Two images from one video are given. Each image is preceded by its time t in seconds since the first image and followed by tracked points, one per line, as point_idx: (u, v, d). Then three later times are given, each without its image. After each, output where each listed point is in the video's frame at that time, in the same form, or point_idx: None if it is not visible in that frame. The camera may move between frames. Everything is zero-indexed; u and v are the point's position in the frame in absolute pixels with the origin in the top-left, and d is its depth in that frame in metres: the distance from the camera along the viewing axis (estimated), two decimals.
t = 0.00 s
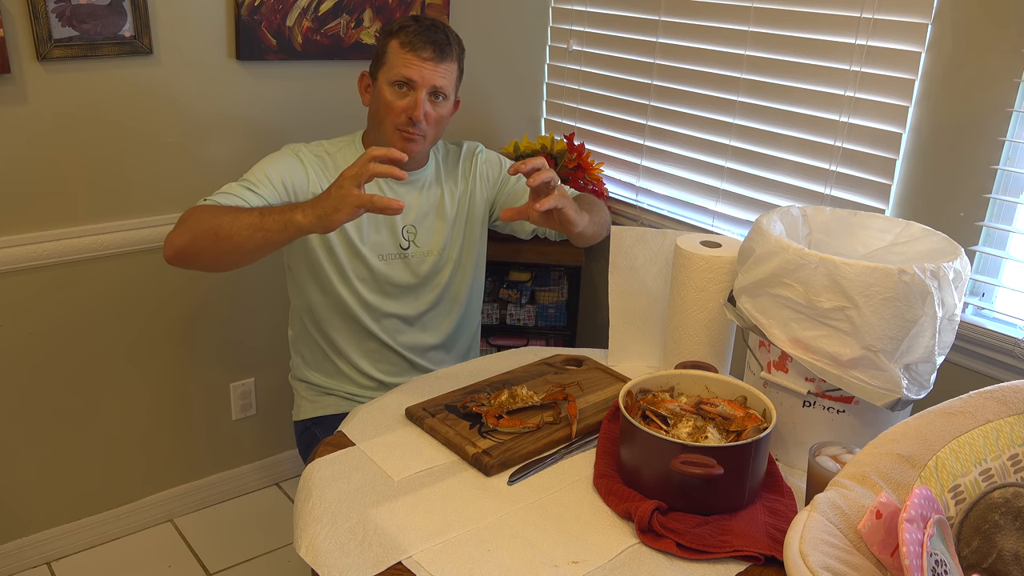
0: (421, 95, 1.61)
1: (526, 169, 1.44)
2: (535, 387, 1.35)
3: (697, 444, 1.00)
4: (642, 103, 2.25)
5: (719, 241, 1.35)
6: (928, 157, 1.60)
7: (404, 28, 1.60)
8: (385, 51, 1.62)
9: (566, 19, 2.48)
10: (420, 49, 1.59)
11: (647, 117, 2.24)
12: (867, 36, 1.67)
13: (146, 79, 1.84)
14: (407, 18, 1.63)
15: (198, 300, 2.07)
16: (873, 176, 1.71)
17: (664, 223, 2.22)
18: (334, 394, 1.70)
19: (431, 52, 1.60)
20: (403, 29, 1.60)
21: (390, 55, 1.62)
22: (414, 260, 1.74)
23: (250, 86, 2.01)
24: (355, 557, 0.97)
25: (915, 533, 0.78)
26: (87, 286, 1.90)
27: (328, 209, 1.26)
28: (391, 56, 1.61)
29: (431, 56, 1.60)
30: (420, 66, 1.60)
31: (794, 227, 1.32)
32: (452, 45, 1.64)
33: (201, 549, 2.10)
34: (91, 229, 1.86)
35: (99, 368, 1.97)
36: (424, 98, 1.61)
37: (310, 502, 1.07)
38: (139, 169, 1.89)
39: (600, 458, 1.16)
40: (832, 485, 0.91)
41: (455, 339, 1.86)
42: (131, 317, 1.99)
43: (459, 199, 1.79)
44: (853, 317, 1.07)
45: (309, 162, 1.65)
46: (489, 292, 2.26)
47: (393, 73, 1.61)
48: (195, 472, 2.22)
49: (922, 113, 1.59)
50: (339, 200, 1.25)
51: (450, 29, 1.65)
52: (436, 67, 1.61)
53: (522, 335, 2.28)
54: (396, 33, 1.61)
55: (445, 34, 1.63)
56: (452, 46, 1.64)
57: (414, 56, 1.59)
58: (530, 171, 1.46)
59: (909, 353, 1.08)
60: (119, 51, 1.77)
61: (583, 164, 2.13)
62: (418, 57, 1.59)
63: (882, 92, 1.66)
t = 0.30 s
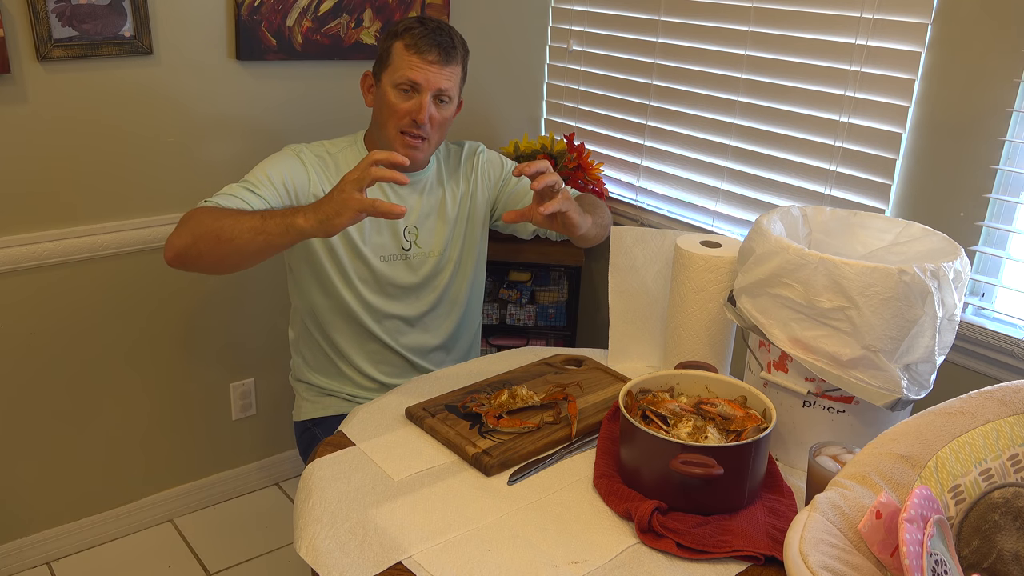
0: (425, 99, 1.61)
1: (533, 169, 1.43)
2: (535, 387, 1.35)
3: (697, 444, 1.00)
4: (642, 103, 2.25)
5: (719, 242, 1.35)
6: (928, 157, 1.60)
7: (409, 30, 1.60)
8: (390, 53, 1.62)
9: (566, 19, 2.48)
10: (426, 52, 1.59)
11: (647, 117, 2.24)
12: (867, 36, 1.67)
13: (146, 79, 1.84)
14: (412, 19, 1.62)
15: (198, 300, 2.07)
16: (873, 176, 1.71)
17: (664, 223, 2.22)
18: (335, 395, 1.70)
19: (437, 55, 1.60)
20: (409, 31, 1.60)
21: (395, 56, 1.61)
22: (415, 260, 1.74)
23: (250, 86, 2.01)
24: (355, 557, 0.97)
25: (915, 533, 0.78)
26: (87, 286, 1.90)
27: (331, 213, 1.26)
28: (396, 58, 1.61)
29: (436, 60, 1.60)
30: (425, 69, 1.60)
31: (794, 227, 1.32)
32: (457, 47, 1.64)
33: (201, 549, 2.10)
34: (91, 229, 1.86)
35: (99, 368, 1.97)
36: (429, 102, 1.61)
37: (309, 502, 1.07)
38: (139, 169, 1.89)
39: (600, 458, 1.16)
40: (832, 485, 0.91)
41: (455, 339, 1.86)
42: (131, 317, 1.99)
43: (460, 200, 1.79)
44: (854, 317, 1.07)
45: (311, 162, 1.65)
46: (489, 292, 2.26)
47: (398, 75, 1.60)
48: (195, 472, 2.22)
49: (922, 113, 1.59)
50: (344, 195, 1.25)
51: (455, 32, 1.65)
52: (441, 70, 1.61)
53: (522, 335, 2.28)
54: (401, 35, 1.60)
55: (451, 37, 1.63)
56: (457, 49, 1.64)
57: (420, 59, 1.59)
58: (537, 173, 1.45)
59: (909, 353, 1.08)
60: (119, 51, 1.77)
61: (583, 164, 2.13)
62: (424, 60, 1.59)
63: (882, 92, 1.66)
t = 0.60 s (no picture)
0: (425, 99, 1.61)
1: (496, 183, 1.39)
2: (535, 387, 1.35)
3: (697, 444, 1.00)
4: (642, 103, 2.25)
5: (720, 241, 1.35)
6: (927, 157, 1.60)
7: (401, 30, 1.59)
8: (383, 54, 1.60)
9: (566, 19, 2.48)
10: (421, 52, 1.59)
11: (647, 117, 2.24)
12: (867, 36, 1.67)
13: (146, 79, 1.84)
14: (402, 19, 1.61)
15: (198, 300, 2.07)
16: (873, 176, 1.71)
17: (664, 223, 2.22)
18: (335, 395, 1.70)
19: (432, 54, 1.60)
20: (401, 31, 1.59)
21: (388, 58, 1.60)
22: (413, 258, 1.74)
23: (250, 86, 2.01)
24: (355, 557, 0.97)
25: (915, 533, 0.78)
26: (87, 287, 1.90)
27: (393, 224, 1.27)
28: (390, 60, 1.60)
29: (431, 59, 1.60)
30: (422, 70, 1.60)
31: (794, 227, 1.32)
32: (449, 44, 1.64)
33: (201, 549, 2.10)
34: (91, 229, 1.86)
35: (99, 368, 1.97)
36: (429, 102, 1.61)
37: (310, 502, 1.07)
38: (139, 169, 1.89)
39: (600, 458, 1.16)
40: (832, 485, 0.91)
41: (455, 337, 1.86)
42: (132, 318, 1.99)
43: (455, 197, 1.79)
44: (853, 317, 1.07)
45: (316, 162, 1.65)
46: (489, 292, 2.26)
47: (394, 76, 1.60)
48: (195, 472, 2.22)
49: (922, 113, 1.59)
50: (407, 201, 1.26)
51: (444, 29, 1.65)
52: (437, 69, 1.61)
53: (522, 335, 2.28)
54: (394, 36, 1.59)
55: (442, 34, 1.63)
56: (450, 46, 1.64)
57: (416, 60, 1.59)
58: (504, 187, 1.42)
59: (909, 353, 1.08)
60: (119, 51, 1.77)
61: (583, 164, 2.13)
62: (420, 60, 1.59)
63: (881, 92, 1.66)
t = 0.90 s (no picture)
0: (421, 97, 1.61)
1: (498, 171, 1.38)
2: (535, 387, 1.35)
3: (697, 444, 1.00)
4: (642, 103, 2.25)
5: (720, 241, 1.35)
6: (927, 157, 1.60)
7: (397, 27, 1.59)
8: (379, 52, 1.60)
9: (566, 19, 2.48)
10: (417, 49, 1.59)
11: (646, 116, 2.24)
12: (867, 36, 1.67)
13: (146, 79, 1.84)
14: (398, 16, 1.61)
15: (198, 300, 2.07)
16: (873, 176, 1.71)
17: (664, 223, 2.22)
18: (334, 394, 1.70)
19: (428, 51, 1.60)
20: (397, 28, 1.59)
21: (385, 55, 1.60)
22: (410, 256, 1.73)
23: (250, 86, 2.01)
24: (355, 557, 0.97)
25: (915, 533, 0.78)
26: (87, 287, 1.90)
27: (380, 214, 1.26)
28: (386, 58, 1.60)
29: (427, 56, 1.60)
30: (418, 66, 1.59)
31: (794, 226, 1.32)
32: (445, 41, 1.64)
33: (201, 549, 2.10)
34: (91, 229, 1.86)
35: (99, 368, 1.97)
36: (425, 100, 1.61)
37: (309, 502, 1.07)
38: (139, 169, 1.89)
39: (600, 458, 1.16)
40: (832, 485, 0.91)
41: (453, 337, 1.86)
42: (132, 318, 1.99)
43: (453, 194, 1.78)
44: (853, 317, 1.07)
45: (310, 159, 1.65)
46: (489, 292, 2.26)
47: (391, 74, 1.60)
48: (195, 472, 2.22)
49: (922, 113, 1.59)
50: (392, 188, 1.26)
51: (441, 26, 1.65)
52: (433, 66, 1.61)
53: (522, 335, 2.28)
54: (390, 33, 1.59)
55: (438, 31, 1.63)
56: (446, 43, 1.64)
57: (413, 57, 1.59)
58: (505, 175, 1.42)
59: (909, 353, 1.08)
60: (119, 51, 1.77)
61: (583, 164, 2.13)
62: (416, 58, 1.59)
63: (882, 92, 1.66)
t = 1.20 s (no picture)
0: (418, 98, 1.61)
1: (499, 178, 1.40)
2: (535, 387, 1.35)
3: (697, 444, 1.00)
4: (642, 103, 2.25)
5: (720, 241, 1.35)
6: (927, 157, 1.60)
7: (394, 29, 1.59)
8: (376, 53, 1.61)
9: (566, 19, 2.48)
10: (414, 50, 1.59)
11: (646, 116, 2.24)
12: (867, 36, 1.67)
13: (146, 79, 1.84)
14: (395, 18, 1.61)
15: (198, 300, 2.07)
16: (873, 176, 1.71)
17: (664, 223, 2.22)
18: (333, 394, 1.70)
19: (425, 53, 1.60)
20: (394, 30, 1.59)
21: (382, 57, 1.60)
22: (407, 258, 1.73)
23: (251, 86, 2.01)
24: (355, 557, 0.97)
25: (915, 533, 0.78)
26: (86, 287, 1.90)
27: (377, 217, 1.26)
28: (384, 59, 1.60)
29: (425, 58, 1.60)
30: (415, 68, 1.60)
31: (794, 226, 1.32)
32: (442, 43, 1.64)
33: (201, 549, 2.10)
34: (91, 229, 1.86)
35: (99, 368, 1.97)
36: (422, 100, 1.62)
37: (309, 501, 1.07)
38: (139, 169, 1.89)
39: (600, 458, 1.16)
40: (832, 485, 0.91)
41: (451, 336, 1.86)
42: (132, 318, 1.99)
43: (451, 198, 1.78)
44: (853, 317, 1.07)
45: (309, 159, 1.65)
46: (489, 292, 2.26)
47: (388, 75, 1.60)
48: (195, 472, 2.22)
49: (922, 113, 1.59)
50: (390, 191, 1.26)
51: (438, 28, 1.65)
52: (430, 67, 1.62)
53: (522, 335, 2.29)
54: (387, 35, 1.59)
55: (435, 33, 1.63)
56: (443, 45, 1.64)
57: (409, 58, 1.59)
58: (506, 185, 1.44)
59: (909, 353, 1.08)
60: (119, 51, 1.77)
61: (583, 164, 2.14)
62: (413, 59, 1.59)
63: (882, 92, 1.66)
